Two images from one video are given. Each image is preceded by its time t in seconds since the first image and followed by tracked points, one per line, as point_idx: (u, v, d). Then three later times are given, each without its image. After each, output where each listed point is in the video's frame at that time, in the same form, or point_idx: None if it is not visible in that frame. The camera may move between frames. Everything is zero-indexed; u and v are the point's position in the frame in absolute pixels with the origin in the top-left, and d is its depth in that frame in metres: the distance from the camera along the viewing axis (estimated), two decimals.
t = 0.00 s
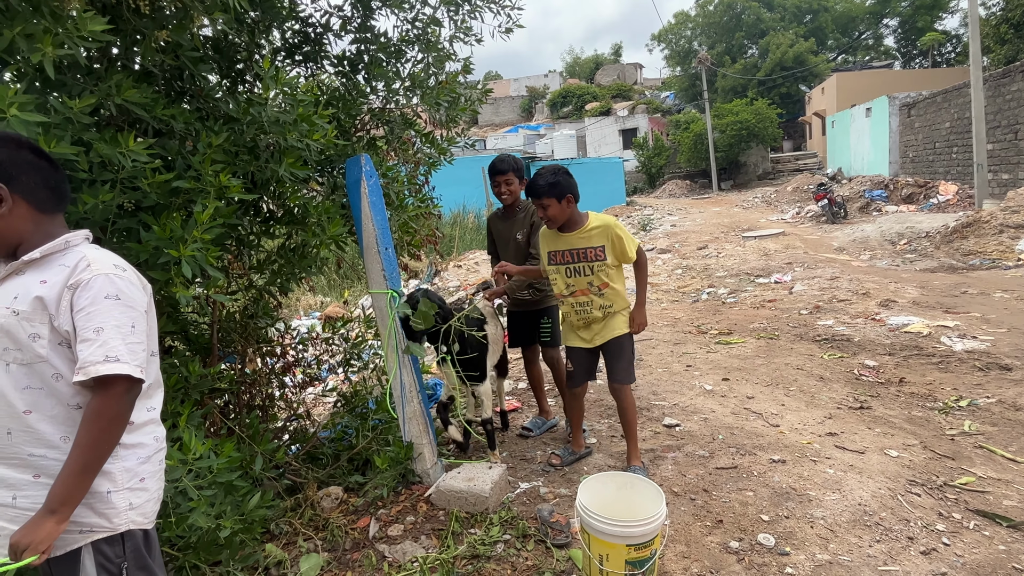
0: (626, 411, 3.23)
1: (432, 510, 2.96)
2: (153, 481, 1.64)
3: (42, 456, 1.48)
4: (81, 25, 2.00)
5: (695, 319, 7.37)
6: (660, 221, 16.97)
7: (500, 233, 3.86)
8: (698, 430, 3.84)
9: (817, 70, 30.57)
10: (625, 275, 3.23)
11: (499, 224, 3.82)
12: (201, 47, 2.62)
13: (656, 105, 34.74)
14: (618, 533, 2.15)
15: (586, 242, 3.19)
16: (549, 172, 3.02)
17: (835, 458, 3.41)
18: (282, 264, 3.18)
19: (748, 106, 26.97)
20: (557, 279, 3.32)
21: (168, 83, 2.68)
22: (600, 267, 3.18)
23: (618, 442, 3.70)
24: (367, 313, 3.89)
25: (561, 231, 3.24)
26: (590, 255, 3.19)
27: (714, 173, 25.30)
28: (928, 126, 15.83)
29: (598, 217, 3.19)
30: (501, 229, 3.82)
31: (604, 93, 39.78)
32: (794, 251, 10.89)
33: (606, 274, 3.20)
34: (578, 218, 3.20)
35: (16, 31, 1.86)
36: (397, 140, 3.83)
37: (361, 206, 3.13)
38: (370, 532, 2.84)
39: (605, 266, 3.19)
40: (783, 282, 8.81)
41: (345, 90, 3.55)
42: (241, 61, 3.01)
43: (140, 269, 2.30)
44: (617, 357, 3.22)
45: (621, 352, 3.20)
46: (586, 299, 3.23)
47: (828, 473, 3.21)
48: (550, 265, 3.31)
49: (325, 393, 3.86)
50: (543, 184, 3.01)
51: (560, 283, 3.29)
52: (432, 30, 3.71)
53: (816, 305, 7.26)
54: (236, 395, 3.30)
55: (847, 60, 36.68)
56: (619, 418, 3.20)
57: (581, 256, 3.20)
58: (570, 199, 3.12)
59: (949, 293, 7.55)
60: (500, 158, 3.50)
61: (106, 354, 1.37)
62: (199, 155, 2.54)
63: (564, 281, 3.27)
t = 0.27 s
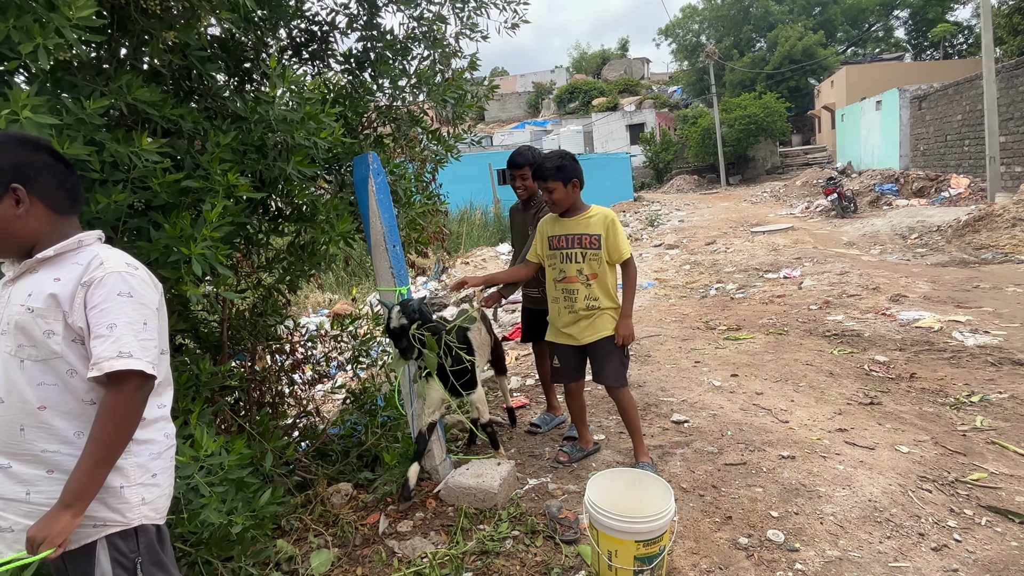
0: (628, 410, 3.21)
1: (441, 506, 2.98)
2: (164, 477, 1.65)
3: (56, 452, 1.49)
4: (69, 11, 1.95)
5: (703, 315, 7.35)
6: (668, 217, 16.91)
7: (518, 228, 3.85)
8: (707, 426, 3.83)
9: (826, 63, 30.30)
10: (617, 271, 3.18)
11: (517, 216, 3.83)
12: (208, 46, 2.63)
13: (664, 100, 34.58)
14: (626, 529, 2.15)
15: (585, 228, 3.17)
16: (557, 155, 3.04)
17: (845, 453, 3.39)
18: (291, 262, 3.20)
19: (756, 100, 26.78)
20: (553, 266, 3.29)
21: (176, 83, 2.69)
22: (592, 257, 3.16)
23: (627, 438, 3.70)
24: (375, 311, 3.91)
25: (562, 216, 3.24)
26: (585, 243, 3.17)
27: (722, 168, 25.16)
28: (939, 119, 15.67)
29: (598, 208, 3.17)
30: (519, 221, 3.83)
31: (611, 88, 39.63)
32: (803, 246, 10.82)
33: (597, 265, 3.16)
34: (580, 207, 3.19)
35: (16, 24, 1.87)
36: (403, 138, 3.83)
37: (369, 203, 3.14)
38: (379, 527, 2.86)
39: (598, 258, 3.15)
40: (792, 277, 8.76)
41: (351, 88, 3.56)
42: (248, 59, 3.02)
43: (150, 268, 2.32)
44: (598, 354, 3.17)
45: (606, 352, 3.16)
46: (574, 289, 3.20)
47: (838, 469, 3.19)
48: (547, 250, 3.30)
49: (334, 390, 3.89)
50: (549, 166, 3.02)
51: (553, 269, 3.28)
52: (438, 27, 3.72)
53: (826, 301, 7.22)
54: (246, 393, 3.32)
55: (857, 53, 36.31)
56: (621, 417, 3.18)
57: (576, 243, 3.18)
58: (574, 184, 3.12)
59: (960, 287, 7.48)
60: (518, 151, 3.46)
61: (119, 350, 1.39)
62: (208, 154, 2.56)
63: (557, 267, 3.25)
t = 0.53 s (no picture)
0: (640, 402, 3.22)
1: (451, 502, 3.00)
2: (177, 472, 1.67)
3: (71, 446, 1.51)
4: (84, 9, 1.96)
5: (713, 311, 7.32)
6: (678, 213, 16.82)
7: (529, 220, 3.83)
8: (717, 422, 3.82)
9: (838, 56, 29.99)
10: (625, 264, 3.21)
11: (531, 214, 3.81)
12: (219, 45, 2.65)
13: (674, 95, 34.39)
14: (636, 525, 2.15)
15: (589, 225, 3.15)
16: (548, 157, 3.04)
17: (857, 451, 3.37)
18: (301, 259, 3.22)
19: (767, 95, 26.56)
20: (555, 268, 3.25)
21: (188, 82, 2.71)
22: (601, 252, 3.15)
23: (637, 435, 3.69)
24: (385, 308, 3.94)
25: (559, 217, 3.21)
26: (591, 240, 3.16)
27: (733, 163, 24.99)
28: (954, 112, 15.47)
29: (598, 204, 3.19)
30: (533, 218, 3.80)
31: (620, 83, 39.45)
32: (815, 242, 10.73)
33: (607, 260, 3.17)
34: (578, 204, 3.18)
35: (29, 23, 1.90)
36: (413, 135, 3.84)
37: (379, 200, 3.16)
38: (390, 523, 2.88)
39: (607, 252, 3.16)
40: (803, 273, 8.70)
41: (361, 86, 3.57)
42: (258, 58, 3.04)
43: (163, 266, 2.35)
44: (621, 345, 3.18)
45: (626, 343, 3.17)
46: (586, 286, 3.18)
47: (850, 466, 3.17)
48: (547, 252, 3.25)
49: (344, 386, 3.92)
50: (542, 168, 3.01)
51: (558, 270, 3.24)
52: (447, 24, 3.72)
53: (838, 297, 7.16)
54: (258, 389, 3.35)
55: (870, 46, 35.90)
56: (633, 410, 3.19)
57: (581, 241, 3.16)
58: (570, 182, 3.12)
59: (975, 283, 7.40)
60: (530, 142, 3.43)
61: (132, 347, 1.41)
62: (220, 152, 2.58)
63: (563, 268, 3.22)
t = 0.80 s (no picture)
0: (652, 398, 3.21)
1: (464, 497, 3.02)
2: (194, 466, 1.69)
3: (91, 440, 1.53)
4: (110, 18, 2.01)
5: (726, 308, 7.27)
6: (690, 209, 16.72)
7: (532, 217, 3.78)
8: (730, 420, 3.80)
9: (854, 50, 29.62)
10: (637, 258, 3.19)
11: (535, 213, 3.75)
12: (233, 42, 2.66)
13: (686, 90, 34.16)
14: (649, 521, 2.15)
15: (600, 219, 3.12)
16: (553, 153, 3.06)
17: (872, 448, 3.34)
18: (315, 255, 3.25)
19: (780, 90, 26.30)
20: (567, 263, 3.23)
21: (203, 80, 2.73)
22: (612, 247, 3.12)
23: (649, 431, 3.68)
24: (397, 304, 3.95)
25: (569, 212, 3.19)
26: (602, 234, 3.12)
27: (746, 159, 24.79)
28: (972, 106, 15.24)
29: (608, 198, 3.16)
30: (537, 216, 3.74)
31: (632, 79, 39.23)
32: (829, 238, 10.63)
33: (618, 254, 3.14)
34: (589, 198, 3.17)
35: (56, 28, 1.93)
36: (425, 131, 3.84)
37: (392, 196, 3.17)
38: (403, 517, 2.90)
39: (617, 246, 3.13)
40: (817, 269, 8.62)
41: (373, 82, 3.57)
42: (272, 55, 3.05)
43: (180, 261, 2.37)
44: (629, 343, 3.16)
45: (636, 339, 3.15)
46: (598, 281, 3.16)
47: (865, 464, 3.15)
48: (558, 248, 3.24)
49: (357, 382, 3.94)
50: (547, 165, 3.04)
51: (570, 265, 3.22)
52: (459, 20, 3.72)
53: (853, 293, 7.09)
54: (272, 384, 3.37)
55: (886, 40, 35.43)
56: (645, 406, 3.17)
57: (591, 236, 3.13)
58: (576, 177, 3.10)
59: (993, 279, 7.29)
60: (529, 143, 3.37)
61: (151, 345, 1.42)
62: (235, 149, 2.60)
63: (575, 263, 3.20)
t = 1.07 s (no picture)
0: (665, 397, 3.21)
1: (475, 493, 3.03)
2: (211, 459, 1.71)
3: (111, 432, 1.56)
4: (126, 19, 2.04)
5: (738, 306, 7.22)
6: (702, 207, 16.61)
7: (541, 217, 3.76)
8: (742, 418, 3.78)
9: (870, 46, 29.27)
10: (651, 255, 3.18)
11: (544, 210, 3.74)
12: (248, 40, 2.68)
13: (699, 87, 33.95)
14: (662, 519, 2.15)
15: (611, 216, 3.13)
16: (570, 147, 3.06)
17: (887, 448, 3.31)
18: (328, 253, 3.27)
19: (795, 86, 26.05)
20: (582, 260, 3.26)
21: (218, 78, 2.75)
22: (624, 244, 3.13)
23: (661, 429, 3.68)
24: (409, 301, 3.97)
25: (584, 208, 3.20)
26: (615, 231, 3.14)
27: (759, 156, 24.59)
28: (991, 103, 15.01)
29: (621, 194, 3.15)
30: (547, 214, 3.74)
31: (644, 75, 39.03)
32: (843, 236, 10.53)
33: (631, 251, 3.14)
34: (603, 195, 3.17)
35: (74, 31, 1.96)
36: (437, 128, 3.85)
37: (405, 194, 3.19)
38: (416, 512, 2.92)
39: (630, 244, 3.13)
40: (832, 268, 8.54)
41: (386, 79, 3.59)
42: (286, 53, 3.07)
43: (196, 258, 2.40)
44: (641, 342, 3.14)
45: (648, 338, 3.12)
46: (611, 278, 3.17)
47: (879, 464, 3.12)
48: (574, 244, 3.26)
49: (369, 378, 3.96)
50: (565, 157, 3.03)
51: (585, 262, 3.25)
52: (471, 17, 3.72)
53: (867, 292, 7.02)
54: (286, 379, 3.40)
55: (903, 35, 34.98)
56: (658, 404, 3.17)
57: (605, 232, 3.14)
58: (592, 171, 3.11)
59: (1012, 279, 7.19)
60: (540, 140, 3.41)
61: (170, 336, 1.44)
62: (250, 147, 2.63)
63: (589, 259, 3.22)
